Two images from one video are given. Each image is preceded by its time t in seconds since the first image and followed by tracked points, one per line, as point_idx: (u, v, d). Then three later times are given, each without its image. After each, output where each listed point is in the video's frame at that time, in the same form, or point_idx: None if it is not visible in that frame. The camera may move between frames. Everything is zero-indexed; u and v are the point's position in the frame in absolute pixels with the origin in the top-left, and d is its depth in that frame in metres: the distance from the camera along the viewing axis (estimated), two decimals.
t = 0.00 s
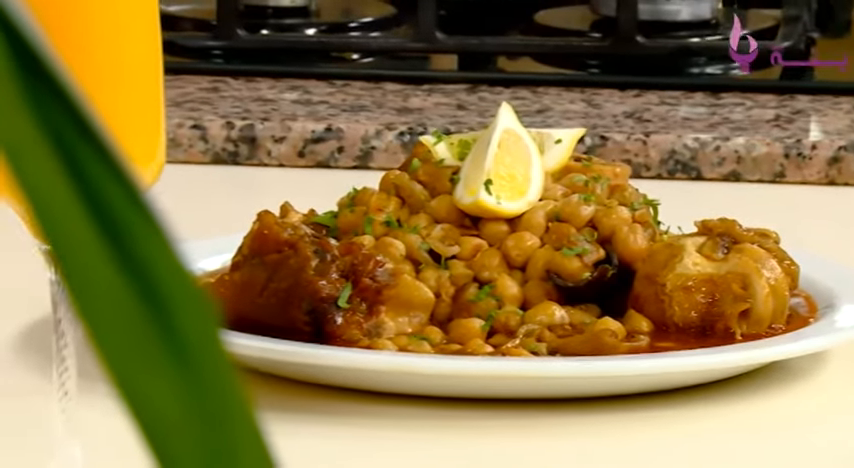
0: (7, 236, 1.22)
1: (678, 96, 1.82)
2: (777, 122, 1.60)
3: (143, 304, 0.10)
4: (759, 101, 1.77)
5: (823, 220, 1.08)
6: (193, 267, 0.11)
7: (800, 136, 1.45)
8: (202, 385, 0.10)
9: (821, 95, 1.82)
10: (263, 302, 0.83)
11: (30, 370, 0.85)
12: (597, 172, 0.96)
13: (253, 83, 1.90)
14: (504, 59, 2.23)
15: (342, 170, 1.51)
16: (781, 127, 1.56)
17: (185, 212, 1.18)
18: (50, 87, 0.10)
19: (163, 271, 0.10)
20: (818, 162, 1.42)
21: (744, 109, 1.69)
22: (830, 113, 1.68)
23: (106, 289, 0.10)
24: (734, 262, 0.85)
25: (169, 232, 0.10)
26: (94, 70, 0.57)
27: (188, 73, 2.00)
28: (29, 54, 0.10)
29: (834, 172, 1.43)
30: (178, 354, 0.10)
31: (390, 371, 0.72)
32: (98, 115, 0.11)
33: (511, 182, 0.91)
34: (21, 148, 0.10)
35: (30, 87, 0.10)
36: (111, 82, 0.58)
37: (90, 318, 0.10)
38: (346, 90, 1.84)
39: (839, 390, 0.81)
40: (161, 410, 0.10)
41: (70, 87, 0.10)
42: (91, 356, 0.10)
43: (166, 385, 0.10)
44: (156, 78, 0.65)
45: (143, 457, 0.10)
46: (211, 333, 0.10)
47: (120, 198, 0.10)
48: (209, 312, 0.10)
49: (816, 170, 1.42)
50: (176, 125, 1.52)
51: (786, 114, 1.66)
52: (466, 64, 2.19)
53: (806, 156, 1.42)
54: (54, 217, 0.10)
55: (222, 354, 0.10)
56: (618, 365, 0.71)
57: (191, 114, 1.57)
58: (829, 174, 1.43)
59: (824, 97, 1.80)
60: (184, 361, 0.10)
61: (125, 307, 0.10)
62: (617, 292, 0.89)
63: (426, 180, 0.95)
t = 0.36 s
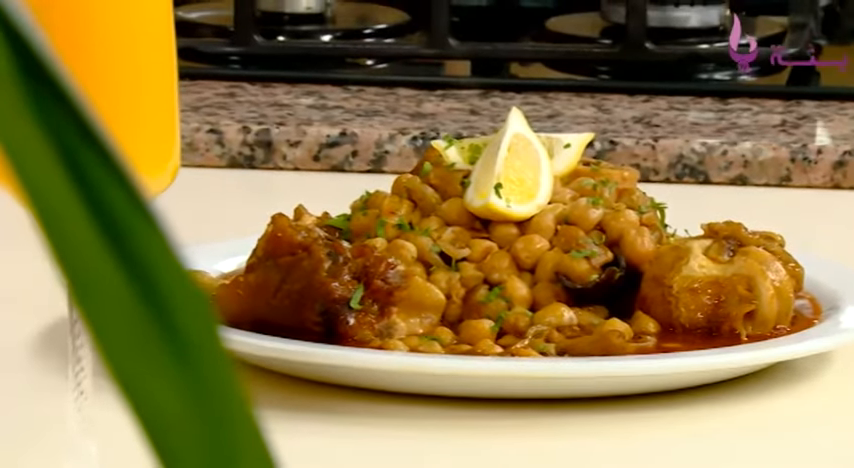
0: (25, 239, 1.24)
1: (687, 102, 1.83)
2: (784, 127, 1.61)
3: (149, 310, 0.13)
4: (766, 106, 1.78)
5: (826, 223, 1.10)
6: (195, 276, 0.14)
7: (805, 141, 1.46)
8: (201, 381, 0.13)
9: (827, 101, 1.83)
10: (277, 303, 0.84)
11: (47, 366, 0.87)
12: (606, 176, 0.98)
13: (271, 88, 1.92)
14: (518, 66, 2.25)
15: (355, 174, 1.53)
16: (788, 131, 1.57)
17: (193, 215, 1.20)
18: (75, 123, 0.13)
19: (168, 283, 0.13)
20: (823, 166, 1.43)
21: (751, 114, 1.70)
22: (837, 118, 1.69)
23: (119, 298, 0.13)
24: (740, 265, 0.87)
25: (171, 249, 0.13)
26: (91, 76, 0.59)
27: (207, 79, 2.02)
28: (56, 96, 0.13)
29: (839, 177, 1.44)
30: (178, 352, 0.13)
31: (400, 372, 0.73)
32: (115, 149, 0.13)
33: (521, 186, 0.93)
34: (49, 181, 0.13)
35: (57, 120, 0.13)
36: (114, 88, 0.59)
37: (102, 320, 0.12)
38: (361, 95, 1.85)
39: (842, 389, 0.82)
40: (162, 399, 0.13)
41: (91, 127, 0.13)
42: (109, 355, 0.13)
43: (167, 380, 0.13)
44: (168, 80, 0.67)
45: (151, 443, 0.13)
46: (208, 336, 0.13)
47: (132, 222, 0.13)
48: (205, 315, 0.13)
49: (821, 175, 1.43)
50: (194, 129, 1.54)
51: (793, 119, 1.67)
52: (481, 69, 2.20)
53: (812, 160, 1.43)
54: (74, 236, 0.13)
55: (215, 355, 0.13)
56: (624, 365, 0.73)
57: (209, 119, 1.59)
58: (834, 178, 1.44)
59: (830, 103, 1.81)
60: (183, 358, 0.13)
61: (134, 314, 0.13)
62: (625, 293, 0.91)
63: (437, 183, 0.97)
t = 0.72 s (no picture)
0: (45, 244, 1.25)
1: (698, 109, 1.84)
2: (794, 134, 1.62)
3: (152, 309, 0.13)
4: (776, 113, 1.79)
5: (830, 229, 1.11)
6: (193, 272, 0.14)
7: (815, 148, 1.47)
8: (203, 381, 0.13)
9: (838, 109, 1.84)
10: (294, 306, 0.86)
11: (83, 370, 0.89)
12: (617, 181, 1.00)
13: (289, 95, 1.94)
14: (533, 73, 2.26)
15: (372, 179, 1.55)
16: (798, 138, 1.58)
17: (204, 220, 1.22)
18: (76, 121, 0.12)
19: (170, 281, 0.13)
20: (832, 173, 1.44)
21: (762, 121, 1.71)
22: (846, 125, 1.70)
23: (120, 296, 0.12)
24: (749, 269, 0.88)
25: (174, 247, 0.13)
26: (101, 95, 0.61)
27: (226, 86, 2.04)
28: (57, 92, 0.12)
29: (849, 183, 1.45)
30: (182, 354, 0.13)
31: (414, 374, 0.75)
32: (115, 143, 0.13)
33: (534, 192, 0.95)
34: (51, 178, 0.12)
35: (49, 109, 0.12)
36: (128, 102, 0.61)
37: (103, 322, 0.12)
38: (378, 103, 1.87)
39: (847, 391, 0.84)
40: (164, 398, 0.12)
41: (92, 123, 0.12)
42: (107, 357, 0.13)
43: (171, 379, 0.12)
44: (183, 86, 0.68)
45: (152, 444, 0.13)
46: (210, 334, 0.13)
47: (134, 220, 0.13)
48: (209, 315, 0.13)
49: (829, 181, 1.44)
50: (215, 136, 1.56)
51: (803, 126, 1.68)
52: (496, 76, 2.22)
53: (821, 166, 1.44)
54: (73, 230, 0.12)
55: (220, 355, 0.13)
56: (633, 367, 0.74)
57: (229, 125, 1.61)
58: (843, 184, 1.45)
59: (841, 111, 1.82)
60: (187, 357, 0.13)
61: (136, 311, 0.12)
62: (636, 296, 0.92)
63: (451, 189, 0.99)
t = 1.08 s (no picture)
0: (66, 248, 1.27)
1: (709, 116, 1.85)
2: (803, 142, 1.63)
3: (151, 309, 0.12)
4: (784, 121, 1.81)
5: (833, 236, 1.12)
6: (191, 265, 0.13)
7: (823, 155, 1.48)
8: (207, 382, 0.12)
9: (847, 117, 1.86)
10: (309, 310, 0.87)
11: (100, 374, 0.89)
12: (626, 187, 1.02)
13: (307, 103, 1.96)
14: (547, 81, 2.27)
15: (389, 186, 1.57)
16: (806, 146, 1.60)
17: (218, 226, 1.23)
18: (63, 104, 0.11)
19: (171, 281, 0.12)
20: (840, 180, 1.46)
21: (771, 128, 1.73)
22: None
23: (119, 297, 0.12)
24: (756, 274, 0.90)
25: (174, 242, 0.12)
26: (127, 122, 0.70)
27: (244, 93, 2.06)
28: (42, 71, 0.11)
29: None
30: (183, 354, 0.12)
31: (425, 376, 0.76)
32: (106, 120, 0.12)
33: (544, 198, 0.97)
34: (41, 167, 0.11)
35: (39, 98, 0.11)
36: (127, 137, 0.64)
37: (101, 324, 0.11)
38: (394, 110, 1.89)
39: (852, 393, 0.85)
40: (163, 400, 0.12)
41: (82, 106, 0.11)
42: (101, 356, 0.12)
43: (170, 376, 0.12)
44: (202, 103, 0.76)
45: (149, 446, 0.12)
46: (211, 331, 0.12)
47: (128, 208, 0.12)
48: (212, 316, 0.12)
49: (838, 188, 1.45)
50: (234, 143, 1.57)
51: (812, 134, 1.70)
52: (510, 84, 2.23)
53: (828, 173, 1.45)
54: (67, 223, 0.11)
55: (223, 358, 0.12)
56: (641, 370, 0.76)
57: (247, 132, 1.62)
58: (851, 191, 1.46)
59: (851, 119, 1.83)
60: (188, 358, 0.12)
61: (134, 308, 0.12)
62: (645, 301, 0.94)
63: (464, 194, 1.00)
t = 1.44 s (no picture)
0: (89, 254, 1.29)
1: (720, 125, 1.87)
2: (813, 151, 1.65)
3: (163, 318, 0.13)
4: (794, 130, 1.82)
5: (839, 243, 1.14)
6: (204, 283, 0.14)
7: (832, 164, 1.50)
8: (215, 383, 0.13)
9: None
10: (326, 315, 0.89)
11: (116, 373, 0.91)
12: (638, 195, 1.04)
13: (327, 112, 1.98)
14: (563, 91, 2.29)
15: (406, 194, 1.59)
16: (816, 155, 1.61)
17: (236, 234, 1.25)
18: (83, 126, 0.13)
19: (184, 294, 0.13)
20: (849, 188, 1.47)
21: (781, 138, 1.74)
22: None
23: (133, 304, 0.13)
24: (765, 280, 0.91)
25: (186, 258, 0.13)
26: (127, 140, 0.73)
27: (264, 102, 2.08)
28: (69, 102, 0.13)
29: None
30: (189, 356, 0.13)
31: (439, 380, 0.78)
32: (122, 145, 0.13)
33: (559, 205, 0.99)
34: (66, 188, 0.13)
35: (64, 121, 0.13)
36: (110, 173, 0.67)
37: (120, 332, 0.13)
38: (412, 119, 1.90)
39: None
40: (173, 399, 0.13)
41: (101, 131, 0.13)
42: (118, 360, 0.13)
43: (181, 378, 0.13)
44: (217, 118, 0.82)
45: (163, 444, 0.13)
46: (216, 337, 0.13)
47: (142, 223, 0.13)
48: (218, 325, 0.13)
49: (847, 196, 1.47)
50: (254, 151, 1.59)
51: (822, 143, 1.71)
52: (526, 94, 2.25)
53: (837, 181, 1.47)
54: (83, 233, 0.13)
55: (230, 362, 0.13)
56: (652, 375, 0.77)
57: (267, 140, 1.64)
58: None
59: None
60: (195, 361, 0.13)
61: (148, 315, 0.13)
62: (656, 306, 0.96)
63: (479, 202, 1.02)
